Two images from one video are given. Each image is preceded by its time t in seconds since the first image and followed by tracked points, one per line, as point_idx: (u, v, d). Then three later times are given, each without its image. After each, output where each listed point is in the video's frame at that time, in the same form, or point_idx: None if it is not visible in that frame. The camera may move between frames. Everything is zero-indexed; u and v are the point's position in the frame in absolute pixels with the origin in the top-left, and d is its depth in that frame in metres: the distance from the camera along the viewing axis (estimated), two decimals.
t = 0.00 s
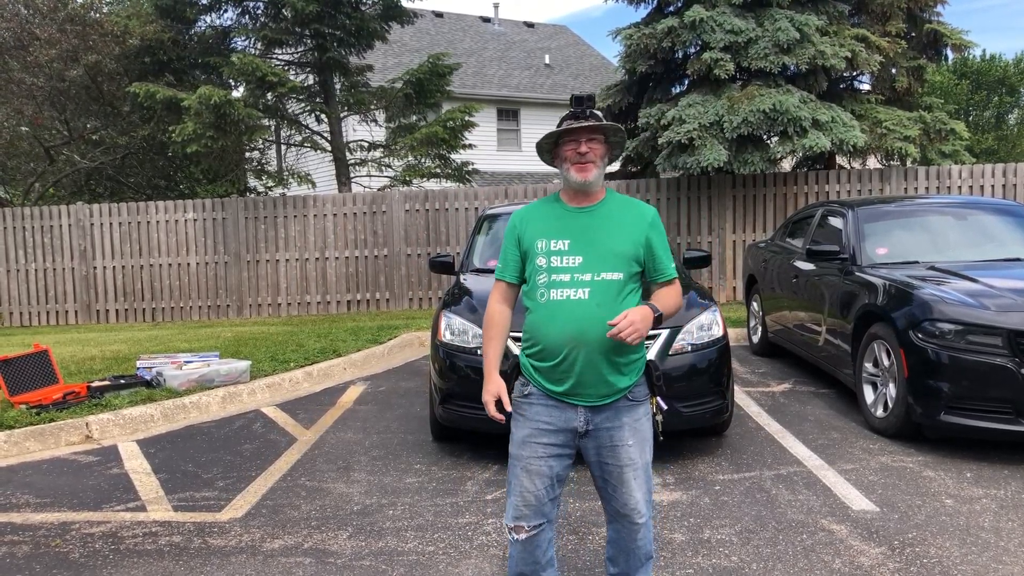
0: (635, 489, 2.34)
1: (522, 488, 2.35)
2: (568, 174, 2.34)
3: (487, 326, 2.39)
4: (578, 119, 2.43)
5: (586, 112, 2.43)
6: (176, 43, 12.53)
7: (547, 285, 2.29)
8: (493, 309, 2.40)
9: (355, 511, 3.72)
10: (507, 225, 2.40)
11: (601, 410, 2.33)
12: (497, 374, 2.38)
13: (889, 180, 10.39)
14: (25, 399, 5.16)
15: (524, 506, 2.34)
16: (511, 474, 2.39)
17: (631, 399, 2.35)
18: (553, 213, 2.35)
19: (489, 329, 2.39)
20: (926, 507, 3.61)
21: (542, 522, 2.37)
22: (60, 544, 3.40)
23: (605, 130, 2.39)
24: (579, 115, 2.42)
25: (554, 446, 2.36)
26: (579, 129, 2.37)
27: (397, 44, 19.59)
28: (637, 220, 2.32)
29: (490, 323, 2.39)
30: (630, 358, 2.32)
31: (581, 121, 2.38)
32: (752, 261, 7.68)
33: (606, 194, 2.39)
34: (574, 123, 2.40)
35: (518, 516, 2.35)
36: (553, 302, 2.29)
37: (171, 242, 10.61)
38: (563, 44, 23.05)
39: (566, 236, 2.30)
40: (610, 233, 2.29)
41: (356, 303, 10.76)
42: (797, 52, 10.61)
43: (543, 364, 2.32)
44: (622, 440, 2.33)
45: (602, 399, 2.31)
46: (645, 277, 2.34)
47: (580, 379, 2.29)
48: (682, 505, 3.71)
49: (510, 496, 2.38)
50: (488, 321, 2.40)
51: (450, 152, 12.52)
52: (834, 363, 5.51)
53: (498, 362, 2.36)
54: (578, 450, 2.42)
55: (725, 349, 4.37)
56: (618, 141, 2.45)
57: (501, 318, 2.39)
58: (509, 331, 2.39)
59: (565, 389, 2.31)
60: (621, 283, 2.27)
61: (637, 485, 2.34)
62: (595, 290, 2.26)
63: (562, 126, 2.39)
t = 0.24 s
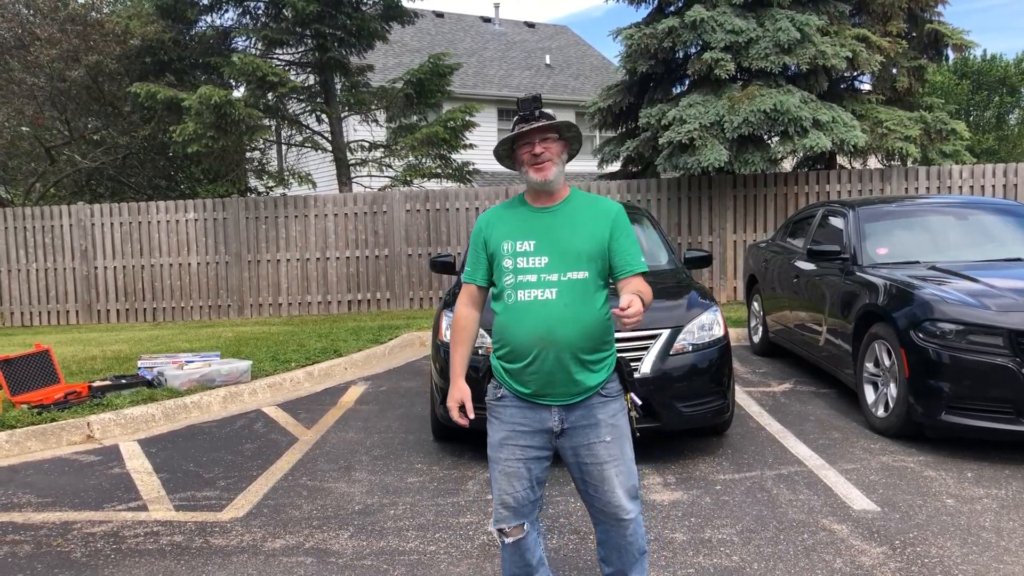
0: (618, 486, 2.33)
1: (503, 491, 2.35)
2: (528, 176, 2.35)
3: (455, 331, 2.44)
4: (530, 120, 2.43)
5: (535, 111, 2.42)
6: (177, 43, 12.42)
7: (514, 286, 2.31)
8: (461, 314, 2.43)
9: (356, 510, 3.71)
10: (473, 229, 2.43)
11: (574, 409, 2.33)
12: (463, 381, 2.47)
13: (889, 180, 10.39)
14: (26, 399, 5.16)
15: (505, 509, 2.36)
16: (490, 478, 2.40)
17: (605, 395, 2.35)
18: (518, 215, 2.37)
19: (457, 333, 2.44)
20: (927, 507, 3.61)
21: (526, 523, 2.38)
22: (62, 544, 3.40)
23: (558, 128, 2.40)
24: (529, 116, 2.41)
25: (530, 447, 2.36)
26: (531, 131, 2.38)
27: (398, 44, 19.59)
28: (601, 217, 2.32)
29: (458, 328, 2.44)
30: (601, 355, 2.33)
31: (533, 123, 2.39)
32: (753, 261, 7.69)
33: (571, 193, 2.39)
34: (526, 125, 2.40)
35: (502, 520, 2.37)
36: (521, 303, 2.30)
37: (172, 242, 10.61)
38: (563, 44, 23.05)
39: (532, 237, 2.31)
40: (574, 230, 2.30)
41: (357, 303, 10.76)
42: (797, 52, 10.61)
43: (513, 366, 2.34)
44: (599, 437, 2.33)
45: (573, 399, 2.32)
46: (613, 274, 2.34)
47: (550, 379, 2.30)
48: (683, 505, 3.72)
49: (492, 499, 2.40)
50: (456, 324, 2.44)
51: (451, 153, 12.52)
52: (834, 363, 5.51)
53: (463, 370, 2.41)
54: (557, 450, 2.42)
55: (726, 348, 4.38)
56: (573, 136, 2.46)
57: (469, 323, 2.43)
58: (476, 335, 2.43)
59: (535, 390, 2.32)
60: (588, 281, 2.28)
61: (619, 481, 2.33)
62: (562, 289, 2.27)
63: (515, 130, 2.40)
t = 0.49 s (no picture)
0: (607, 482, 2.30)
1: (496, 493, 2.37)
2: (498, 179, 2.32)
3: (432, 337, 2.44)
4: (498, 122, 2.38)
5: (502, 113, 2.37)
6: (178, 44, 12.37)
7: (491, 289, 2.30)
8: (437, 319, 2.44)
9: (357, 511, 3.71)
10: (447, 235, 2.42)
11: (559, 406, 2.32)
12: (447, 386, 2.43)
13: (890, 180, 10.38)
14: (28, 399, 5.17)
15: (500, 509, 2.37)
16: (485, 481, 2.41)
17: (588, 389, 2.34)
18: (489, 218, 2.36)
19: (436, 340, 2.44)
20: (928, 508, 3.61)
21: (522, 523, 2.39)
22: (64, 545, 3.41)
23: (527, 130, 2.35)
24: (497, 118, 2.36)
25: (519, 447, 2.37)
26: (501, 134, 2.32)
27: (398, 45, 19.59)
28: (572, 212, 2.30)
29: (435, 334, 2.44)
30: (581, 352, 2.32)
31: (502, 125, 2.34)
32: (754, 261, 7.69)
33: (541, 191, 2.38)
34: (495, 128, 2.35)
35: (498, 521, 2.38)
36: (499, 306, 2.29)
37: (173, 243, 10.62)
38: (564, 45, 23.06)
39: (504, 238, 2.30)
40: (546, 229, 2.28)
41: (358, 304, 10.76)
42: (798, 53, 10.61)
43: (495, 369, 2.33)
44: (585, 432, 2.32)
45: (557, 397, 2.31)
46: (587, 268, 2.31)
47: (532, 379, 2.29)
48: (685, 506, 3.71)
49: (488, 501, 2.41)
50: (434, 331, 2.44)
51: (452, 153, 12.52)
52: (835, 363, 5.51)
53: (445, 375, 2.40)
54: (548, 449, 2.41)
55: (727, 349, 4.39)
56: (542, 135, 2.42)
57: (445, 330, 2.43)
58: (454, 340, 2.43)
59: (518, 391, 2.32)
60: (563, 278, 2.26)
61: (607, 477, 2.30)
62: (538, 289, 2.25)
63: (482, 134, 2.34)
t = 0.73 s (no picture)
0: (595, 481, 2.30)
1: (489, 491, 2.38)
2: (481, 176, 2.32)
3: (426, 338, 2.43)
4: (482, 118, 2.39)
5: (486, 109, 2.37)
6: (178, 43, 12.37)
7: (476, 289, 2.29)
8: (429, 320, 2.42)
9: (358, 510, 3.71)
10: (432, 234, 2.41)
11: (547, 405, 2.31)
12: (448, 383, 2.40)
13: (891, 179, 10.37)
14: (29, 399, 5.18)
15: (493, 508, 2.38)
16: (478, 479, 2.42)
17: (576, 387, 2.32)
18: (474, 217, 2.35)
19: (427, 341, 2.43)
20: (929, 506, 3.61)
21: (518, 521, 2.41)
22: (65, 543, 3.41)
23: (511, 125, 2.36)
24: (481, 114, 2.37)
25: (509, 446, 2.36)
26: (483, 130, 2.33)
27: (399, 44, 19.58)
28: (556, 212, 2.30)
29: (428, 334, 2.42)
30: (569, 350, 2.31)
31: (485, 122, 2.35)
32: (755, 260, 7.68)
33: (525, 189, 2.37)
34: (478, 124, 2.36)
35: (491, 519, 2.39)
36: (484, 305, 2.28)
37: (173, 242, 10.62)
38: (564, 43, 23.04)
39: (489, 237, 2.29)
40: (531, 228, 2.27)
41: (359, 303, 10.76)
42: (799, 51, 10.60)
43: (483, 369, 2.32)
44: (574, 431, 2.30)
45: (546, 395, 2.29)
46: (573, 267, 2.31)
47: (520, 379, 2.27)
48: (686, 505, 3.71)
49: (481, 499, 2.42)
50: (425, 331, 2.43)
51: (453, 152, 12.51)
52: (836, 362, 5.51)
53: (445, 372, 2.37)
54: (539, 447, 2.41)
55: (729, 348, 4.38)
56: (527, 132, 2.42)
57: (437, 331, 2.41)
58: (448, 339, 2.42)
59: (507, 390, 2.30)
60: (549, 277, 2.26)
61: (595, 476, 2.30)
62: (523, 288, 2.24)
63: (466, 130, 2.36)
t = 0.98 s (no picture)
0: (589, 482, 2.30)
1: (489, 494, 2.38)
2: (480, 176, 2.31)
3: (419, 342, 2.38)
4: (483, 118, 2.38)
5: (490, 110, 2.37)
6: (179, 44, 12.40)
7: (475, 291, 2.27)
8: (424, 323, 2.38)
9: (358, 511, 3.71)
10: (427, 235, 2.37)
11: (544, 406, 2.30)
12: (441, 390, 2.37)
13: (892, 180, 10.36)
14: (30, 399, 5.17)
15: (493, 510, 2.38)
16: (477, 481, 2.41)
17: (573, 388, 2.32)
18: (471, 217, 2.32)
19: (421, 343, 2.38)
20: (930, 508, 3.60)
21: (518, 523, 2.41)
22: (65, 544, 3.40)
23: (512, 127, 2.36)
24: (483, 114, 2.37)
25: (507, 448, 2.35)
26: (486, 129, 2.33)
27: (400, 45, 19.58)
28: (556, 215, 2.31)
29: (422, 337, 2.38)
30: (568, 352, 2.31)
31: (487, 122, 2.34)
32: (755, 261, 7.68)
33: (523, 191, 2.37)
34: (480, 124, 2.35)
35: (492, 521, 2.40)
36: (484, 307, 2.26)
37: (174, 243, 10.62)
38: (565, 44, 23.05)
39: (488, 239, 2.27)
40: (531, 230, 2.27)
41: (359, 303, 10.76)
42: (800, 52, 10.59)
43: (481, 371, 2.30)
44: (570, 432, 2.30)
45: (545, 397, 2.29)
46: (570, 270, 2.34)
47: (520, 380, 2.26)
48: (687, 506, 3.71)
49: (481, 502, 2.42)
50: (419, 333, 2.39)
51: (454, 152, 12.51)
52: (837, 363, 5.50)
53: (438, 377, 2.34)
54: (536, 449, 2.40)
55: (729, 349, 4.38)
56: (528, 135, 2.42)
57: (432, 334, 2.38)
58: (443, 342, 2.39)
59: (507, 392, 2.29)
60: (549, 280, 2.26)
61: (590, 477, 2.30)
62: (523, 290, 2.24)
63: (467, 129, 2.35)
